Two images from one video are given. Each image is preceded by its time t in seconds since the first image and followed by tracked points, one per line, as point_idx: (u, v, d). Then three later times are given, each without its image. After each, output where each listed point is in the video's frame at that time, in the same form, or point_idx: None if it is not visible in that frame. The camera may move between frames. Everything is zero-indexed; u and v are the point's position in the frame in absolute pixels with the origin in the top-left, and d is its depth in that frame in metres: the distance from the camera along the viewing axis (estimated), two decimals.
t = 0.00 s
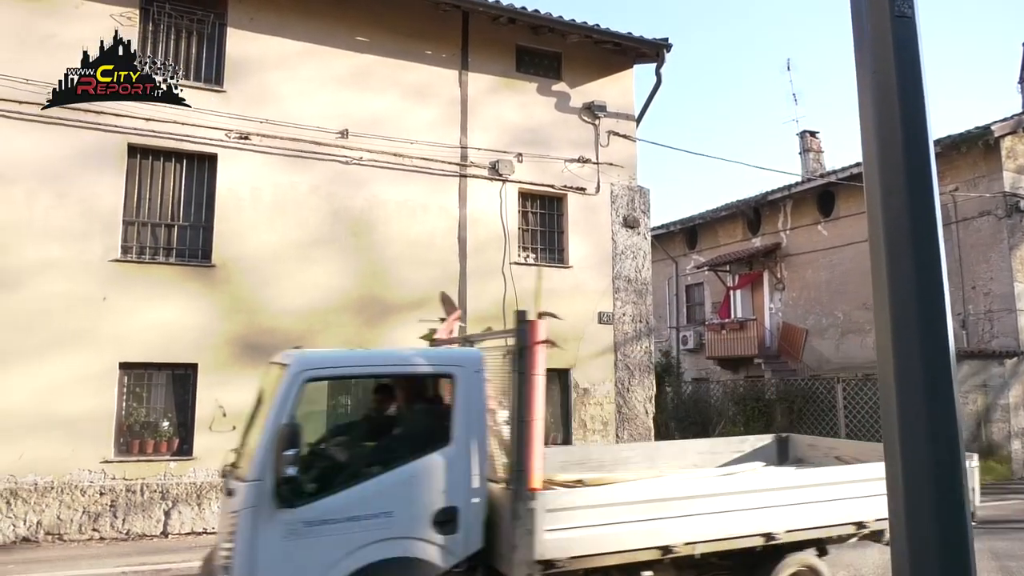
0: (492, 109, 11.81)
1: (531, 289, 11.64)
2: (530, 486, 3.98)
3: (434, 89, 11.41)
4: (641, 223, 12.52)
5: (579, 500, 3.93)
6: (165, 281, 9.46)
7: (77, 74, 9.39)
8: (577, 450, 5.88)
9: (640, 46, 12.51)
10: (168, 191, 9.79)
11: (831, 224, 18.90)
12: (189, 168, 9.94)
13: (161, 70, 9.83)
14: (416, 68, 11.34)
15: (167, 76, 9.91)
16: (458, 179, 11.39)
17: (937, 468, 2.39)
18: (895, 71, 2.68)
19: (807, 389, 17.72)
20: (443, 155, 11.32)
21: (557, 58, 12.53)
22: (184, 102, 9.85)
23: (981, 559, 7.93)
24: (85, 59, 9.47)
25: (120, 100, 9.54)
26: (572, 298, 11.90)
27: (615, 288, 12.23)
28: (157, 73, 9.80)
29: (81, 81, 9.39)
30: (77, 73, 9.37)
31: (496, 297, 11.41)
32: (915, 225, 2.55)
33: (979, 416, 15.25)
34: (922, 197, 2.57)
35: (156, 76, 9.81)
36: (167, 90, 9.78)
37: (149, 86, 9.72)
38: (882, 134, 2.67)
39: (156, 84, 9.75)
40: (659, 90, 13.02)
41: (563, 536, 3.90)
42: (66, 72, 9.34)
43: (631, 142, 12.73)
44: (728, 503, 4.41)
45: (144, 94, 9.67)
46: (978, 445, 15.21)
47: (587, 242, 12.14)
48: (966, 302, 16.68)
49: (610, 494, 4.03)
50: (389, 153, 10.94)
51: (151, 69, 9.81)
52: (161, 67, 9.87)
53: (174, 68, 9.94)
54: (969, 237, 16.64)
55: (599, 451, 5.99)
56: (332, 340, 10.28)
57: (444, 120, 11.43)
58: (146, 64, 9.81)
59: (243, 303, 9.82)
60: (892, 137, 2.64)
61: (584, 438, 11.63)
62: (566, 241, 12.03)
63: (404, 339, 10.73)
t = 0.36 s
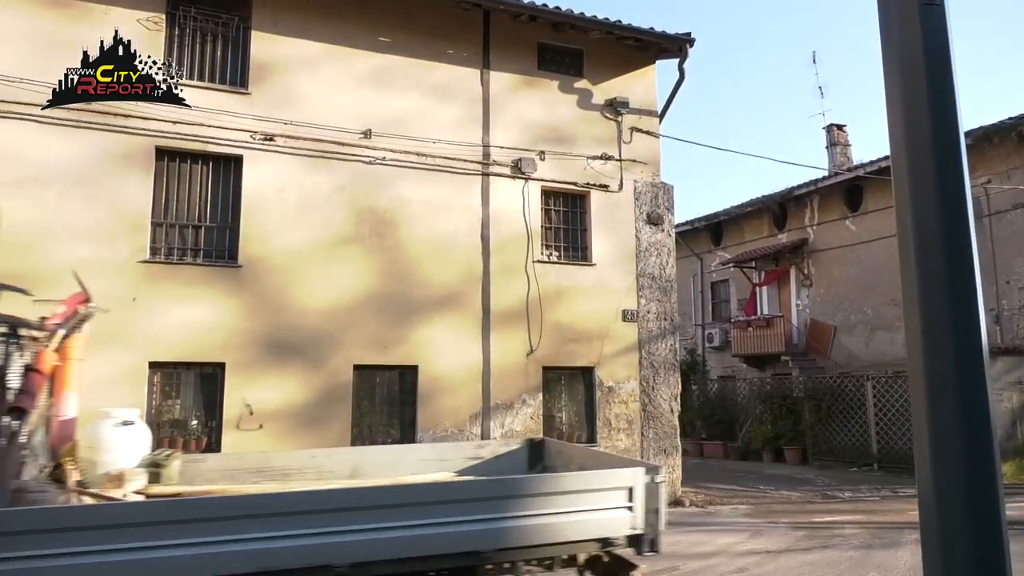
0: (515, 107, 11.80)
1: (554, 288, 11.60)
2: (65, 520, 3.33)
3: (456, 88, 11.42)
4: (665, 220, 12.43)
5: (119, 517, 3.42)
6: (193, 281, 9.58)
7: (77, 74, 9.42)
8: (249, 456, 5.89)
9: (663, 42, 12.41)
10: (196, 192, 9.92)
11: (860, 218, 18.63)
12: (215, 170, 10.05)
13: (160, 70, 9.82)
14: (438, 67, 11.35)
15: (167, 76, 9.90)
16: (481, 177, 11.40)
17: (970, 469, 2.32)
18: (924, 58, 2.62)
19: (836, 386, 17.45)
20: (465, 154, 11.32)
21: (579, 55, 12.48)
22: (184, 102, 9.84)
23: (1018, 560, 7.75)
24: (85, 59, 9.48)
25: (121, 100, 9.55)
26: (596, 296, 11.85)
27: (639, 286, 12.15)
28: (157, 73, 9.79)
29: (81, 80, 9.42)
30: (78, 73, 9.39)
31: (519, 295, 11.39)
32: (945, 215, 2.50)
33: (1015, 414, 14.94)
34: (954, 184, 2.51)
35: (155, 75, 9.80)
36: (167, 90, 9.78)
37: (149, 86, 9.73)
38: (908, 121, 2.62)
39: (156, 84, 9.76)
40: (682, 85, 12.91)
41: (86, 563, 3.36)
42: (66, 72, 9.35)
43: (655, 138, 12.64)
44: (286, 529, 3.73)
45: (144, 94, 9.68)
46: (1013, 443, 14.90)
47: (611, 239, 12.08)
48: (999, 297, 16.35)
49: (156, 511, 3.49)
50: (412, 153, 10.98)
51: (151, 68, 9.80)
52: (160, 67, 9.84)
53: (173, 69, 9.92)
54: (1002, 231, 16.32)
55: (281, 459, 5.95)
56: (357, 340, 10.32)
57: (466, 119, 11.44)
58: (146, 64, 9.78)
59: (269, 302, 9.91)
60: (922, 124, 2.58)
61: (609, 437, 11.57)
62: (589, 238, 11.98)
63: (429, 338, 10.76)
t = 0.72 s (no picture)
0: (546, 112, 11.78)
1: (587, 292, 11.53)
2: None
3: (488, 95, 11.46)
4: (699, 223, 12.30)
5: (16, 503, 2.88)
6: (231, 290, 9.72)
7: (77, 74, 9.52)
8: None
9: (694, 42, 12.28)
10: (233, 203, 10.06)
11: (901, 218, 18.24)
12: (251, 180, 10.20)
13: (160, 70, 9.85)
14: (468, 74, 11.39)
15: (167, 76, 9.93)
16: (512, 183, 11.40)
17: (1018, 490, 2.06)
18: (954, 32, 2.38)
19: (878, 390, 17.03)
20: (496, 160, 11.34)
21: (610, 58, 12.42)
22: (184, 102, 9.88)
23: None
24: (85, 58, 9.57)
25: (120, 100, 9.62)
26: (629, 301, 11.75)
27: (673, 289, 12.02)
28: (157, 73, 9.81)
29: (81, 80, 9.53)
30: (78, 73, 9.49)
31: (552, 300, 11.35)
32: (983, 205, 2.23)
33: None
34: (992, 171, 2.24)
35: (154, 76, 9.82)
36: (166, 90, 9.82)
37: (149, 86, 9.76)
38: (940, 101, 2.36)
39: (155, 84, 9.79)
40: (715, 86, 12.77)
41: None
42: (66, 72, 9.46)
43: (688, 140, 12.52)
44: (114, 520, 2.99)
45: (144, 94, 9.72)
46: None
47: (644, 243, 11.98)
48: None
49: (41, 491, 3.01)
50: (443, 159, 11.02)
51: (151, 68, 9.82)
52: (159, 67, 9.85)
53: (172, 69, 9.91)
54: None
55: None
56: (391, 346, 10.38)
57: (497, 126, 11.45)
58: (145, 64, 9.79)
59: (304, 310, 10.02)
60: (956, 103, 2.32)
61: (644, 443, 11.45)
62: (622, 242, 11.89)
63: (463, 344, 10.77)
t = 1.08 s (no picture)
0: (586, 114, 11.74)
1: (631, 295, 11.44)
2: None
3: (529, 99, 11.47)
4: (744, 222, 12.10)
5: None
6: (279, 297, 9.90)
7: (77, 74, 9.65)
8: None
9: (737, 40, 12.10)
10: (280, 212, 10.25)
11: (957, 214, 17.69)
12: (297, 189, 10.38)
13: (160, 70, 9.93)
14: (508, 79, 11.42)
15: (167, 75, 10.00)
16: (554, 186, 11.37)
17: None
18: None
19: (936, 392, 16.48)
20: (538, 163, 11.33)
21: (650, 58, 12.32)
22: (184, 102, 9.95)
23: None
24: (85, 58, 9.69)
25: (120, 100, 9.74)
26: (674, 303, 11.62)
27: (718, 291, 11.85)
28: (156, 73, 9.90)
29: (81, 80, 9.65)
30: (78, 73, 9.62)
31: (596, 303, 11.28)
32: None
33: None
34: None
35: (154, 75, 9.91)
36: (166, 90, 9.91)
37: (149, 86, 9.86)
38: None
39: (155, 84, 9.88)
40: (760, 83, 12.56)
41: None
42: (67, 72, 9.59)
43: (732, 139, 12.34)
44: None
45: (144, 94, 9.83)
46: None
47: (689, 244, 11.83)
48: None
49: None
50: (485, 164, 11.07)
51: (151, 68, 9.91)
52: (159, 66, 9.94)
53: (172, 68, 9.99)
54: None
55: None
56: (435, 350, 10.45)
57: (537, 130, 11.45)
58: (145, 64, 9.89)
59: (350, 315, 10.14)
60: None
61: (691, 447, 11.30)
62: (665, 243, 11.77)
63: (506, 348, 10.78)
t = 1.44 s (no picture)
0: (618, 116, 11.69)
1: (666, 296, 11.35)
2: None
3: (560, 102, 11.46)
4: (781, 222, 11.95)
5: None
6: (314, 302, 10.02)
7: (77, 74, 9.80)
8: None
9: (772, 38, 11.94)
10: (315, 219, 10.38)
11: (1003, 208, 17.26)
12: (332, 196, 10.51)
13: (160, 70, 10.04)
14: (539, 82, 11.42)
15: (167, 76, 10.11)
16: (587, 188, 11.34)
17: None
18: None
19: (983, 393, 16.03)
20: (570, 166, 11.31)
21: (682, 58, 12.22)
22: (184, 102, 10.04)
23: None
24: (85, 59, 9.85)
25: (119, 99, 9.85)
26: (710, 304, 11.49)
27: (755, 292, 11.70)
28: (156, 73, 10.01)
29: (81, 80, 9.80)
30: (78, 73, 9.76)
31: (630, 305, 11.21)
32: None
33: None
34: None
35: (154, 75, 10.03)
36: (166, 90, 10.01)
37: (148, 86, 9.96)
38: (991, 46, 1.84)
39: (155, 84, 9.98)
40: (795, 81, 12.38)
41: None
42: (67, 72, 9.75)
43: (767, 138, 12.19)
44: None
45: (143, 94, 9.93)
46: None
47: (724, 245, 11.71)
48: None
49: None
50: (516, 168, 11.08)
51: (151, 68, 10.03)
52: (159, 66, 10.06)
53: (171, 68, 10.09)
54: None
55: None
56: (470, 354, 10.48)
57: (568, 132, 11.43)
58: (145, 64, 10.02)
59: (385, 320, 10.23)
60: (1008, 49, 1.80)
61: (729, 450, 11.16)
62: (700, 244, 11.66)
63: (540, 351, 10.77)
